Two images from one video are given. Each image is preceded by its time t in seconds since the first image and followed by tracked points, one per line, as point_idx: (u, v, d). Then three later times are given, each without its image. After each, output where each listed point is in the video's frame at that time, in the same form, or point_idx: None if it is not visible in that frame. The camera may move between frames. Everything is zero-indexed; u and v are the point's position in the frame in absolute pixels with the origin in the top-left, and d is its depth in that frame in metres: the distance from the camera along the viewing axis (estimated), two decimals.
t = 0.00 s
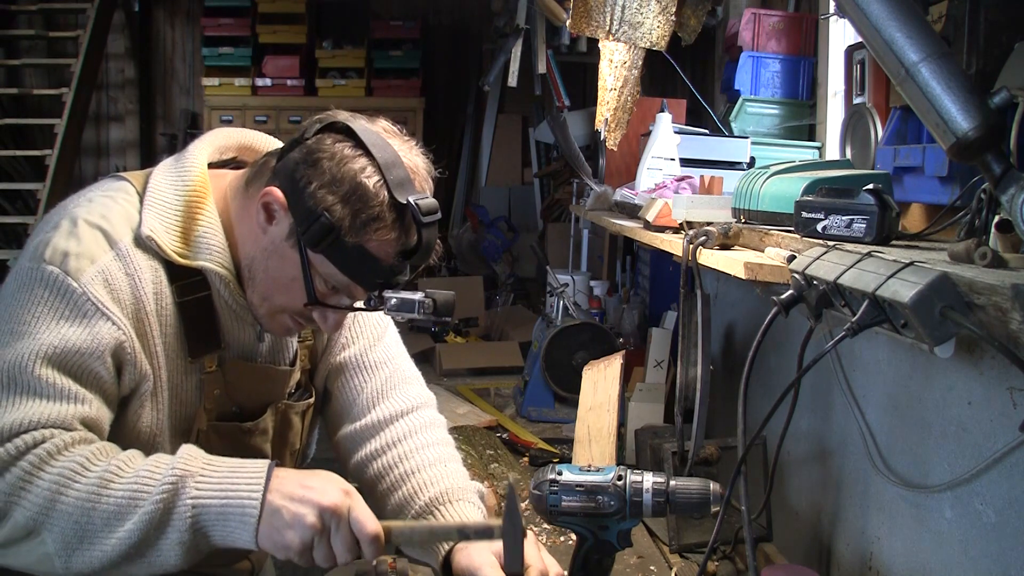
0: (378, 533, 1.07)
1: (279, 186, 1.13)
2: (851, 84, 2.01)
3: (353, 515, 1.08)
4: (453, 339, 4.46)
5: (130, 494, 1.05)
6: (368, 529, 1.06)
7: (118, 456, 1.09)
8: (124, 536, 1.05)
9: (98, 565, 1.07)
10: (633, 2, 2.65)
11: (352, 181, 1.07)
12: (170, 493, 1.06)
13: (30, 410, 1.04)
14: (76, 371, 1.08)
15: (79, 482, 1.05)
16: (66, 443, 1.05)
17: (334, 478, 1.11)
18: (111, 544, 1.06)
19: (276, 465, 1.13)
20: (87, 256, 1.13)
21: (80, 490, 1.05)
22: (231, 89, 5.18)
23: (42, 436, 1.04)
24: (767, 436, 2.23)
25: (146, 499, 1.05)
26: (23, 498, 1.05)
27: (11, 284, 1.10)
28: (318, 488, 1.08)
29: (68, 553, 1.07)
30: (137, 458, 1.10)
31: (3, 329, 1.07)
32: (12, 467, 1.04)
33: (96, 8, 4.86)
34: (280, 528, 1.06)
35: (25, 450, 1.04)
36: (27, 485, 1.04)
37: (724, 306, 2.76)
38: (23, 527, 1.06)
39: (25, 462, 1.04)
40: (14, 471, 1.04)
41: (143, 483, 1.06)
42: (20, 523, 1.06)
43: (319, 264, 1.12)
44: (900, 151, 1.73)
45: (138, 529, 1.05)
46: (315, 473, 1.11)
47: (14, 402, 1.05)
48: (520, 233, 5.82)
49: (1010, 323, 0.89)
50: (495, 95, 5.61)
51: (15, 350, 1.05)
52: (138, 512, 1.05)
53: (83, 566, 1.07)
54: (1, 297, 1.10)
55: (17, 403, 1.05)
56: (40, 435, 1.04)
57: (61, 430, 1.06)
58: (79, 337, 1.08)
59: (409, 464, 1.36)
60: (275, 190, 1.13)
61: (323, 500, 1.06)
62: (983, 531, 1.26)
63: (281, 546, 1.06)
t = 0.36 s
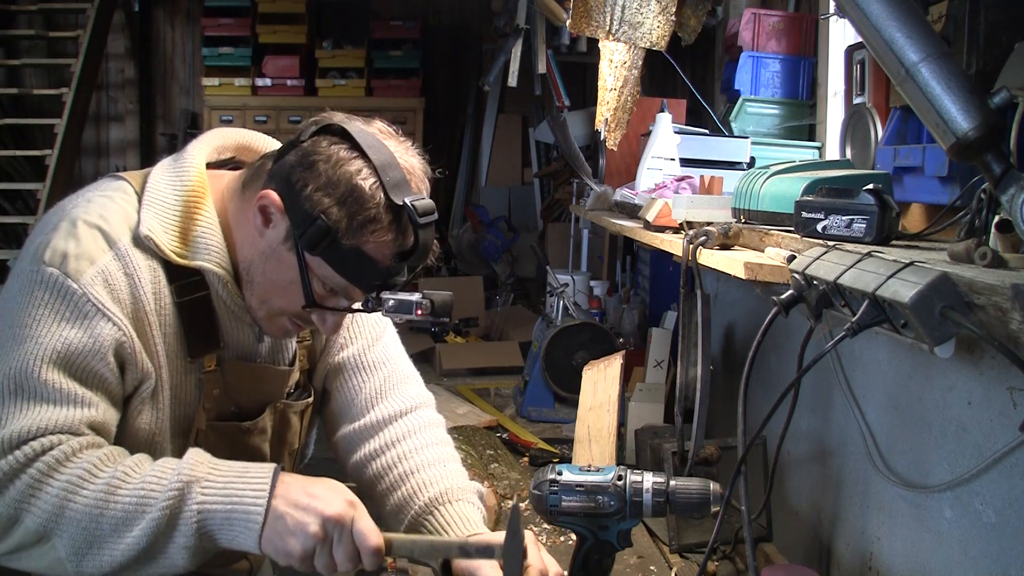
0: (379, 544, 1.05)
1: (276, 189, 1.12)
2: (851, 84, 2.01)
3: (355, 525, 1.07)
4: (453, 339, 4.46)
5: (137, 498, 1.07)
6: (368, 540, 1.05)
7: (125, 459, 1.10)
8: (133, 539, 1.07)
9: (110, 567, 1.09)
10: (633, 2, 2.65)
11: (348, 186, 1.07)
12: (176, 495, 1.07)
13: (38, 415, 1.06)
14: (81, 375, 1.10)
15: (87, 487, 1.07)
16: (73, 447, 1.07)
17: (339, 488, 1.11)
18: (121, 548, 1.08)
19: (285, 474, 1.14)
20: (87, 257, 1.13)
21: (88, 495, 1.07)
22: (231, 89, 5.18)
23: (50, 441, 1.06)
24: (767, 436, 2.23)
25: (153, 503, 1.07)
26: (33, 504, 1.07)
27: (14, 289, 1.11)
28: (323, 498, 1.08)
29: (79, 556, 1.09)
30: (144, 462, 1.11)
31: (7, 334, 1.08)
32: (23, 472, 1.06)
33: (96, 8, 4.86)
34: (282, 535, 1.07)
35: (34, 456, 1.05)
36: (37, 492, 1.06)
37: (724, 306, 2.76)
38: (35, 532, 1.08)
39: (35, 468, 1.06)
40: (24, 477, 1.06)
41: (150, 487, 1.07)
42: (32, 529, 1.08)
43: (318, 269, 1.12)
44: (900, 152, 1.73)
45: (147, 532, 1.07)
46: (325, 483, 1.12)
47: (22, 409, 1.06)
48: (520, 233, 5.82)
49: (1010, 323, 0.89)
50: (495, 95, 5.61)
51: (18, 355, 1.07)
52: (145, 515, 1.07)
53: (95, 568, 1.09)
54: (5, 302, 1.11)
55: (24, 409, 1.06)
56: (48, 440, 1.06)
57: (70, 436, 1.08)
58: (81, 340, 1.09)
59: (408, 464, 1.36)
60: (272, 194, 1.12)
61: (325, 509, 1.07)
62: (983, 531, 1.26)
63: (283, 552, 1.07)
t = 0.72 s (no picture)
0: (378, 542, 1.06)
1: (272, 190, 1.12)
2: (851, 84, 2.01)
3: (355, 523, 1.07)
4: (453, 339, 4.46)
5: (136, 500, 1.07)
6: (368, 537, 1.06)
7: (125, 460, 1.10)
8: (133, 539, 1.07)
9: (110, 567, 1.10)
10: (632, 2, 2.65)
11: (344, 187, 1.07)
12: (175, 496, 1.07)
13: (37, 417, 1.06)
14: (80, 376, 1.10)
15: (86, 488, 1.07)
16: (71, 448, 1.07)
17: (339, 486, 1.11)
18: (121, 548, 1.08)
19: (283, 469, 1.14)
20: (84, 258, 1.13)
21: (87, 496, 1.07)
22: (231, 89, 5.18)
23: (49, 443, 1.06)
24: (767, 436, 2.23)
25: (152, 504, 1.07)
26: (33, 506, 1.07)
27: (11, 290, 1.10)
28: (322, 494, 1.08)
29: (80, 556, 1.09)
30: (143, 463, 1.11)
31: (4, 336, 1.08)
32: (22, 474, 1.06)
33: (96, 8, 4.86)
34: (282, 532, 1.07)
35: (33, 458, 1.05)
36: (37, 494, 1.06)
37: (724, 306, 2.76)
38: (35, 533, 1.08)
39: (34, 470, 1.06)
40: (23, 478, 1.06)
41: (149, 488, 1.07)
42: (32, 529, 1.08)
43: (314, 268, 1.12)
44: (900, 151, 1.73)
45: (146, 533, 1.07)
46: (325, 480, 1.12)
47: (21, 410, 1.06)
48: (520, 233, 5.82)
49: (1010, 323, 0.89)
50: (495, 95, 5.60)
51: (17, 357, 1.06)
52: (145, 516, 1.07)
53: (96, 568, 1.10)
54: (2, 303, 1.11)
55: (23, 411, 1.06)
56: (47, 442, 1.06)
57: (69, 437, 1.08)
58: (79, 341, 1.09)
59: (406, 465, 1.36)
60: (269, 195, 1.12)
61: (325, 505, 1.07)
62: (983, 531, 1.26)
63: (282, 548, 1.07)
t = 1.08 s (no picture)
0: (378, 531, 1.06)
1: (271, 190, 1.12)
2: (851, 84, 2.01)
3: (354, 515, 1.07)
4: (453, 339, 4.45)
5: (138, 499, 1.07)
6: (367, 527, 1.05)
7: (127, 461, 1.10)
8: (135, 540, 1.08)
9: (112, 567, 1.10)
10: (633, 2, 2.65)
11: (344, 187, 1.07)
12: (176, 496, 1.08)
13: (38, 418, 1.06)
14: (80, 376, 1.10)
15: (88, 489, 1.07)
16: (72, 448, 1.07)
17: (336, 477, 1.11)
18: (122, 548, 1.08)
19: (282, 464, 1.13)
20: (84, 259, 1.13)
21: (88, 496, 1.07)
22: (231, 89, 5.18)
23: (51, 444, 1.06)
24: (768, 436, 2.23)
25: (153, 505, 1.07)
26: (35, 507, 1.07)
27: (11, 291, 1.10)
28: (320, 487, 1.08)
29: (83, 557, 1.09)
30: (144, 464, 1.11)
31: (5, 338, 1.08)
32: (24, 476, 1.06)
33: (96, 7, 4.86)
34: (281, 527, 1.07)
35: (34, 459, 1.05)
36: (39, 495, 1.07)
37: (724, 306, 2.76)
38: (37, 534, 1.08)
39: (36, 472, 1.06)
40: (25, 480, 1.06)
41: (150, 489, 1.08)
42: (34, 531, 1.08)
43: (313, 265, 1.12)
44: (900, 151, 1.73)
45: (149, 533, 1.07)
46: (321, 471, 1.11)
47: (23, 412, 1.07)
48: (520, 233, 5.82)
49: (1010, 323, 0.89)
50: (495, 95, 5.60)
51: (17, 358, 1.06)
52: (146, 516, 1.07)
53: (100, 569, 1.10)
54: (3, 303, 1.11)
55: (25, 413, 1.06)
56: (49, 442, 1.06)
57: (70, 438, 1.08)
58: (79, 342, 1.09)
59: (406, 464, 1.36)
60: (268, 194, 1.12)
61: (323, 498, 1.06)
62: (983, 531, 1.26)
63: (282, 543, 1.07)
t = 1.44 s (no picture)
0: (378, 535, 1.05)
1: (269, 189, 1.13)
2: (851, 84, 2.01)
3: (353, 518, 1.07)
4: (453, 339, 4.45)
5: (138, 500, 1.07)
6: (367, 531, 1.05)
7: (128, 462, 1.10)
8: (135, 540, 1.07)
9: (112, 569, 1.10)
10: (633, 2, 2.64)
11: (342, 187, 1.07)
12: (177, 497, 1.07)
13: (39, 419, 1.06)
14: (80, 377, 1.10)
15: (88, 490, 1.07)
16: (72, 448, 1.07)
17: (336, 480, 1.11)
18: (122, 551, 1.08)
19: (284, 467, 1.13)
20: (83, 259, 1.13)
21: (88, 498, 1.07)
22: (231, 89, 5.18)
23: (52, 444, 1.06)
24: (767, 436, 2.24)
25: (154, 506, 1.07)
26: (35, 508, 1.07)
27: (13, 291, 1.10)
28: (320, 491, 1.08)
29: (84, 558, 1.09)
30: (144, 464, 1.11)
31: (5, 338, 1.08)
32: (25, 476, 1.06)
33: (96, 7, 4.86)
34: (281, 531, 1.07)
35: (35, 460, 1.06)
36: (40, 496, 1.07)
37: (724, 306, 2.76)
38: (38, 535, 1.08)
39: (37, 472, 1.06)
40: (27, 480, 1.06)
41: (150, 490, 1.07)
42: (35, 532, 1.08)
43: (311, 265, 1.12)
44: (900, 151, 1.73)
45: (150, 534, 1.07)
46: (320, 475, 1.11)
47: (23, 412, 1.07)
48: (520, 233, 5.82)
49: (1010, 323, 0.89)
50: (495, 94, 5.60)
51: (17, 359, 1.06)
52: (146, 518, 1.07)
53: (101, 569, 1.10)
54: (4, 303, 1.11)
55: (25, 413, 1.07)
56: (50, 443, 1.06)
57: (70, 439, 1.08)
58: (78, 342, 1.09)
59: (405, 464, 1.36)
60: (266, 194, 1.13)
61: (321, 502, 1.06)
62: (983, 531, 1.26)
63: (283, 547, 1.07)
